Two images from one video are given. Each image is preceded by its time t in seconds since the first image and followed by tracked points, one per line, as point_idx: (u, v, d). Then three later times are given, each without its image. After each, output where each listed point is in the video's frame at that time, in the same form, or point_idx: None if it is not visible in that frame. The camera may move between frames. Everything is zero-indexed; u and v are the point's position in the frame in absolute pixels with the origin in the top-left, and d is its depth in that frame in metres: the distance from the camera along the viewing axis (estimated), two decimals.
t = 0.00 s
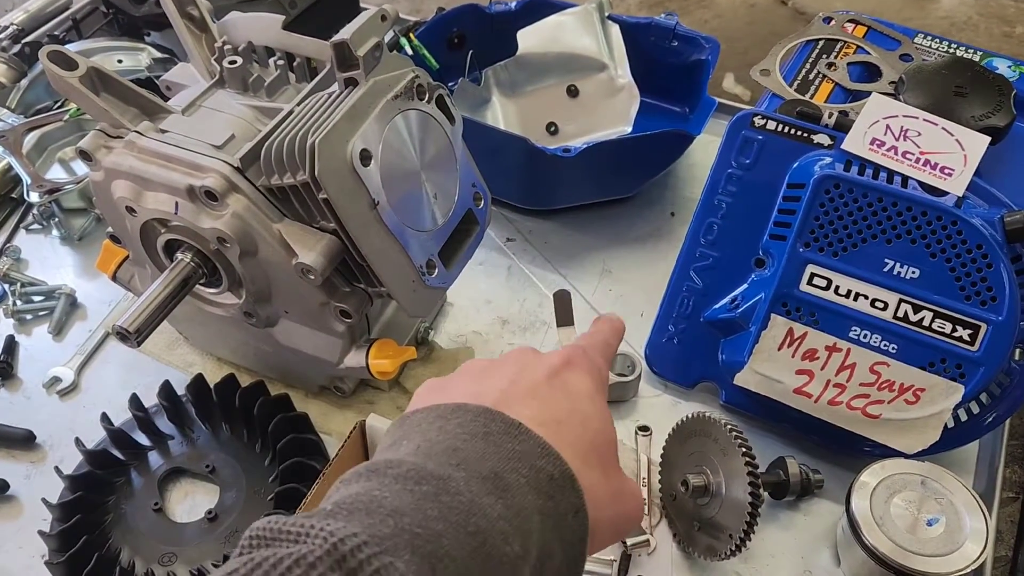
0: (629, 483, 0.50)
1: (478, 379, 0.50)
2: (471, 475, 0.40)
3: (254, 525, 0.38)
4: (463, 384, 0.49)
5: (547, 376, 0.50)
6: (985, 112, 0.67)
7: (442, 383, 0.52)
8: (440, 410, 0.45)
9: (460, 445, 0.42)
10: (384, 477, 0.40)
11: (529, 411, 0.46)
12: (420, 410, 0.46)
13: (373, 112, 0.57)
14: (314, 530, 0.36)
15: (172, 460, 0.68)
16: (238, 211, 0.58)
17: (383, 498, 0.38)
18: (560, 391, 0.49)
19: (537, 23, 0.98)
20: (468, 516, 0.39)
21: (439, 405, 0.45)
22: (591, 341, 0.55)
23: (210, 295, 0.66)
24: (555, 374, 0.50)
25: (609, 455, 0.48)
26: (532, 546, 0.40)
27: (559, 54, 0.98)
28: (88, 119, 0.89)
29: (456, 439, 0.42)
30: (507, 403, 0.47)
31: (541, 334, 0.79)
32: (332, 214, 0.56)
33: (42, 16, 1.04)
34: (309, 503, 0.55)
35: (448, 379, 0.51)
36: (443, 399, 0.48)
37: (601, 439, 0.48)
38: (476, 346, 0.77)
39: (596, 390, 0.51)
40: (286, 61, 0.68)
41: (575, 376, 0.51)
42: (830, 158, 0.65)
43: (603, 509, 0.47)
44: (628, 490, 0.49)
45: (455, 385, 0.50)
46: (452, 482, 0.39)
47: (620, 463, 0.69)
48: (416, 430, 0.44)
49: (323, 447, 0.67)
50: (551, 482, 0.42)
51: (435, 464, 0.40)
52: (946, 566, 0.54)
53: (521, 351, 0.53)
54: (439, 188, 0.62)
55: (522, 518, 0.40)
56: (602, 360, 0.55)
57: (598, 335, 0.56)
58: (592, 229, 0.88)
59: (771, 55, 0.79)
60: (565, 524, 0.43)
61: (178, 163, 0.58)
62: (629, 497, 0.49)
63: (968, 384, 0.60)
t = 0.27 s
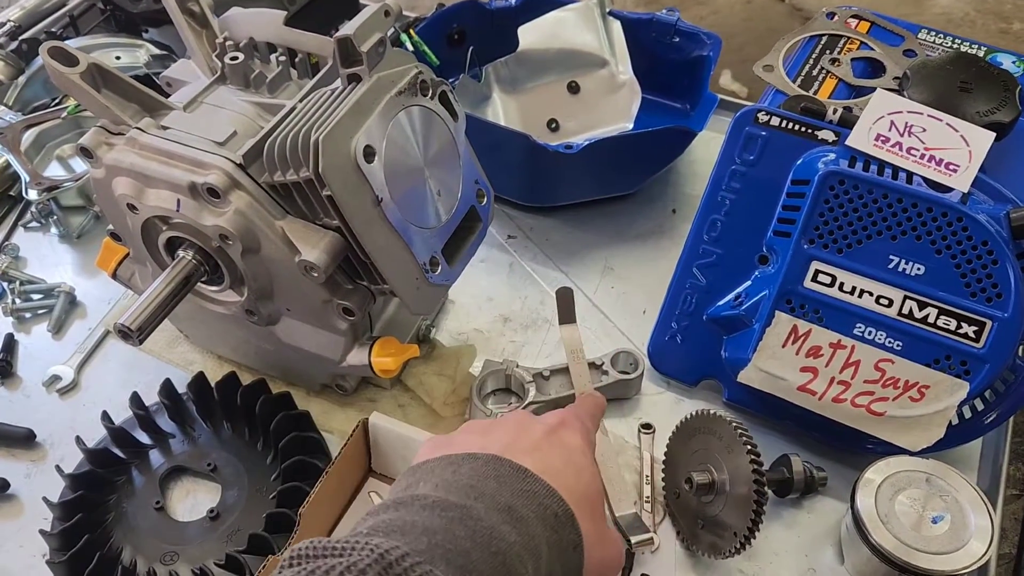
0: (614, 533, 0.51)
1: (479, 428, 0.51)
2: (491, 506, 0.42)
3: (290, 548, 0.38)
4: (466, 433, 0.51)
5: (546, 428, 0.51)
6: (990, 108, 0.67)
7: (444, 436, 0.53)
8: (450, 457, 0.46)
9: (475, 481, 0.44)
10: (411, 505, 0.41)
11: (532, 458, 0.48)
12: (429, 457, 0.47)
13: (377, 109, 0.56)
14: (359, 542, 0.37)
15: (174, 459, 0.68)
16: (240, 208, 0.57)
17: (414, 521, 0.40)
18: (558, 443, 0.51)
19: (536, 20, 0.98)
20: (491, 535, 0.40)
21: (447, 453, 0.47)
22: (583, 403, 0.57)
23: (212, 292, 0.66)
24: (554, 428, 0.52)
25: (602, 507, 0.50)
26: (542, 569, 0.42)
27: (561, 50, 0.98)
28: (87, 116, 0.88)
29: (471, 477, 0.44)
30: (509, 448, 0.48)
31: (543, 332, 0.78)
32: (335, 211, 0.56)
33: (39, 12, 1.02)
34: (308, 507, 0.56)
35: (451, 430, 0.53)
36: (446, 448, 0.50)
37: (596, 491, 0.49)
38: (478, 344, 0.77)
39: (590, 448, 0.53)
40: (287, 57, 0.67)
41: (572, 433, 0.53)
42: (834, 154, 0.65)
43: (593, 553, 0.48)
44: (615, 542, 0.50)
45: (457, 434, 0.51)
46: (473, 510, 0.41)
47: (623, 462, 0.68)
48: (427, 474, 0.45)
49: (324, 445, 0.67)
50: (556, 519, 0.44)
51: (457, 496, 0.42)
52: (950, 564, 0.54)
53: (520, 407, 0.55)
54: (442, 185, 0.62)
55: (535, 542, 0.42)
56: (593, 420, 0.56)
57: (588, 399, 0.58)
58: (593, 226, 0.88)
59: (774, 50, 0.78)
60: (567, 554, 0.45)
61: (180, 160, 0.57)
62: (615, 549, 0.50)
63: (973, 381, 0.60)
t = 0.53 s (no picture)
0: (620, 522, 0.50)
1: (481, 422, 0.51)
2: (493, 500, 0.42)
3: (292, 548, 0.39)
4: (468, 428, 0.50)
5: (547, 419, 0.51)
6: (991, 105, 0.66)
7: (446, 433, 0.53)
8: (451, 453, 0.46)
9: (476, 475, 0.43)
10: (412, 501, 0.41)
11: (533, 450, 0.47)
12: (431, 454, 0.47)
13: (377, 107, 0.56)
14: (360, 539, 0.37)
15: (173, 458, 0.67)
16: (239, 207, 0.57)
17: (415, 516, 0.40)
18: (559, 433, 0.50)
19: (538, 17, 0.98)
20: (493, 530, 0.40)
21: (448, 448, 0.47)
22: (584, 392, 0.56)
23: (211, 291, 0.66)
24: (554, 419, 0.52)
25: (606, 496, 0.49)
26: (546, 564, 0.42)
27: (560, 48, 0.98)
28: (85, 114, 0.88)
29: (472, 471, 0.44)
30: (511, 440, 0.48)
31: (544, 330, 0.78)
32: (335, 209, 0.55)
33: (36, 9, 1.02)
34: (309, 505, 0.56)
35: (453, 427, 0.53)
36: (448, 444, 0.49)
37: (599, 480, 0.49)
38: (478, 342, 0.77)
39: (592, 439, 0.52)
40: (287, 55, 0.67)
41: (573, 424, 0.52)
42: (836, 152, 0.65)
43: (600, 543, 0.47)
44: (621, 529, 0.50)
45: (459, 430, 0.51)
46: (474, 503, 0.41)
47: (624, 460, 0.68)
48: (429, 469, 0.45)
49: (325, 444, 0.66)
50: (559, 510, 0.44)
51: (458, 489, 0.42)
52: (953, 563, 0.54)
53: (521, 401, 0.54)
54: (443, 183, 0.61)
55: (537, 535, 0.42)
56: (595, 408, 0.56)
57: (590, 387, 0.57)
58: (594, 224, 0.88)
59: (776, 47, 0.78)
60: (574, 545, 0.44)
61: (179, 158, 0.57)
62: (622, 537, 0.50)
63: (975, 379, 0.60)
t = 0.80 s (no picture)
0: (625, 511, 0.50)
1: (482, 414, 0.50)
2: (491, 501, 0.41)
3: (286, 554, 0.39)
4: (469, 421, 0.50)
5: (548, 410, 0.51)
6: (990, 107, 0.67)
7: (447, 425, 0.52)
8: (450, 449, 0.45)
9: (473, 475, 0.43)
10: (407, 504, 0.41)
11: (534, 443, 0.47)
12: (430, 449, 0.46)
13: (376, 108, 0.56)
14: (351, 546, 0.37)
15: (171, 459, 0.67)
16: (238, 208, 0.57)
17: (409, 521, 0.39)
18: (561, 423, 0.50)
19: (537, 18, 0.98)
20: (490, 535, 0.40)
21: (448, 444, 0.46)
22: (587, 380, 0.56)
23: (210, 292, 0.66)
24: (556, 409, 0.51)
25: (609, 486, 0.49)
26: (545, 565, 0.41)
27: (559, 49, 0.98)
28: (84, 114, 0.88)
29: (470, 470, 0.43)
30: (511, 433, 0.47)
31: (543, 331, 0.78)
32: (334, 210, 0.55)
33: (36, 10, 1.02)
34: (307, 506, 0.56)
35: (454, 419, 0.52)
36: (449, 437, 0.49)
37: (602, 470, 0.49)
38: (477, 343, 0.77)
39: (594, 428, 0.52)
40: (286, 56, 0.67)
41: (575, 413, 0.52)
42: (834, 153, 0.65)
43: (604, 535, 0.47)
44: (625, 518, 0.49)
45: (460, 423, 0.50)
46: (471, 505, 0.40)
47: (623, 462, 0.68)
48: (428, 466, 0.44)
49: (323, 445, 0.66)
50: (559, 509, 0.43)
51: (455, 491, 0.41)
52: (952, 564, 0.54)
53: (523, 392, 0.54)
54: (441, 184, 0.61)
55: (535, 537, 0.41)
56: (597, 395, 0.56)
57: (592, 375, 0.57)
58: (592, 225, 0.88)
59: (774, 48, 0.78)
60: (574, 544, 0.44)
61: (178, 159, 0.57)
62: (626, 525, 0.49)
63: (974, 381, 0.60)
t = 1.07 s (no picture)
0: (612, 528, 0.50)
1: (472, 433, 0.51)
2: (485, 509, 0.42)
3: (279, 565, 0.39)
4: (459, 439, 0.51)
5: (537, 428, 0.51)
6: (989, 114, 0.67)
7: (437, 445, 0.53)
8: (443, 462, 0.46)
9: (466, 484, 0.43)
10: (402, 512, 0.41)
11: (523, 459, 0.47)
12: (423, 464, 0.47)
13: (376, 112, 0.56)
14: (348, 551, 0.37)
15: (171, 462, 0.67)
16: (239, 212, 0.57)
17: (405, 527, 0.40)
18: (550, 442, 0.51)
19: (538, 24, 0.97)
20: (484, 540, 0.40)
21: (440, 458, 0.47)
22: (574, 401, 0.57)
23: (211, 296, 0.66)
24: (544, 428, 0.52)
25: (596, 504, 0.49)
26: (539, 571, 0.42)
27: (560, 55, 0.98)
28: (87, 119, 0.89)
29: (463, 480, 0.44)
30: (501, 450, 0.48)
31: (542, 336, 0.78)
32: (334, 214, 0.56)
33: (41, 15, 1.03)
34: (305, 509, 0.56)
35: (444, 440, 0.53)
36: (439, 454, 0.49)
37: (589, 487, 0.49)
38: (476, 348, 0.77)
39: (582, 448, 0.53)
40: (287, 61, 0.68)
41: (563, 433, 0.53)
42: (833, 159, 0.66)
43: (592, 549, 0.47)
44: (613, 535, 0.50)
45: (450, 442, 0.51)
46: (464, 512, 0.41)
47: (621, 467, 0.68)
48: (421, 479, 0.45)
49: (322, 449, 0.66)
50: (550, 518, 0.44)
51: (450, 499, 0.42)
52: (949, 570, 0.54)
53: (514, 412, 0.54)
54: (441, 189, 0.62)
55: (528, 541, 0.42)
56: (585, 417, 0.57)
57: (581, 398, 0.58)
58: (592, 230, 0.88)
59: (774, 55, 0.78)
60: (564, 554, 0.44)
61: (180, 163, 0.57)
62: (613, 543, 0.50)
63: (971, 387, 0.60)
